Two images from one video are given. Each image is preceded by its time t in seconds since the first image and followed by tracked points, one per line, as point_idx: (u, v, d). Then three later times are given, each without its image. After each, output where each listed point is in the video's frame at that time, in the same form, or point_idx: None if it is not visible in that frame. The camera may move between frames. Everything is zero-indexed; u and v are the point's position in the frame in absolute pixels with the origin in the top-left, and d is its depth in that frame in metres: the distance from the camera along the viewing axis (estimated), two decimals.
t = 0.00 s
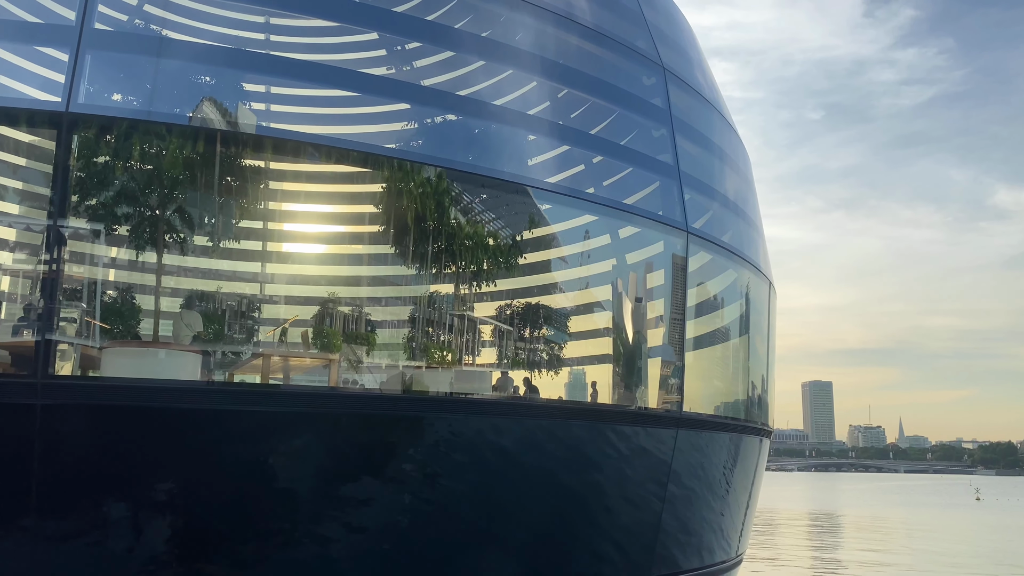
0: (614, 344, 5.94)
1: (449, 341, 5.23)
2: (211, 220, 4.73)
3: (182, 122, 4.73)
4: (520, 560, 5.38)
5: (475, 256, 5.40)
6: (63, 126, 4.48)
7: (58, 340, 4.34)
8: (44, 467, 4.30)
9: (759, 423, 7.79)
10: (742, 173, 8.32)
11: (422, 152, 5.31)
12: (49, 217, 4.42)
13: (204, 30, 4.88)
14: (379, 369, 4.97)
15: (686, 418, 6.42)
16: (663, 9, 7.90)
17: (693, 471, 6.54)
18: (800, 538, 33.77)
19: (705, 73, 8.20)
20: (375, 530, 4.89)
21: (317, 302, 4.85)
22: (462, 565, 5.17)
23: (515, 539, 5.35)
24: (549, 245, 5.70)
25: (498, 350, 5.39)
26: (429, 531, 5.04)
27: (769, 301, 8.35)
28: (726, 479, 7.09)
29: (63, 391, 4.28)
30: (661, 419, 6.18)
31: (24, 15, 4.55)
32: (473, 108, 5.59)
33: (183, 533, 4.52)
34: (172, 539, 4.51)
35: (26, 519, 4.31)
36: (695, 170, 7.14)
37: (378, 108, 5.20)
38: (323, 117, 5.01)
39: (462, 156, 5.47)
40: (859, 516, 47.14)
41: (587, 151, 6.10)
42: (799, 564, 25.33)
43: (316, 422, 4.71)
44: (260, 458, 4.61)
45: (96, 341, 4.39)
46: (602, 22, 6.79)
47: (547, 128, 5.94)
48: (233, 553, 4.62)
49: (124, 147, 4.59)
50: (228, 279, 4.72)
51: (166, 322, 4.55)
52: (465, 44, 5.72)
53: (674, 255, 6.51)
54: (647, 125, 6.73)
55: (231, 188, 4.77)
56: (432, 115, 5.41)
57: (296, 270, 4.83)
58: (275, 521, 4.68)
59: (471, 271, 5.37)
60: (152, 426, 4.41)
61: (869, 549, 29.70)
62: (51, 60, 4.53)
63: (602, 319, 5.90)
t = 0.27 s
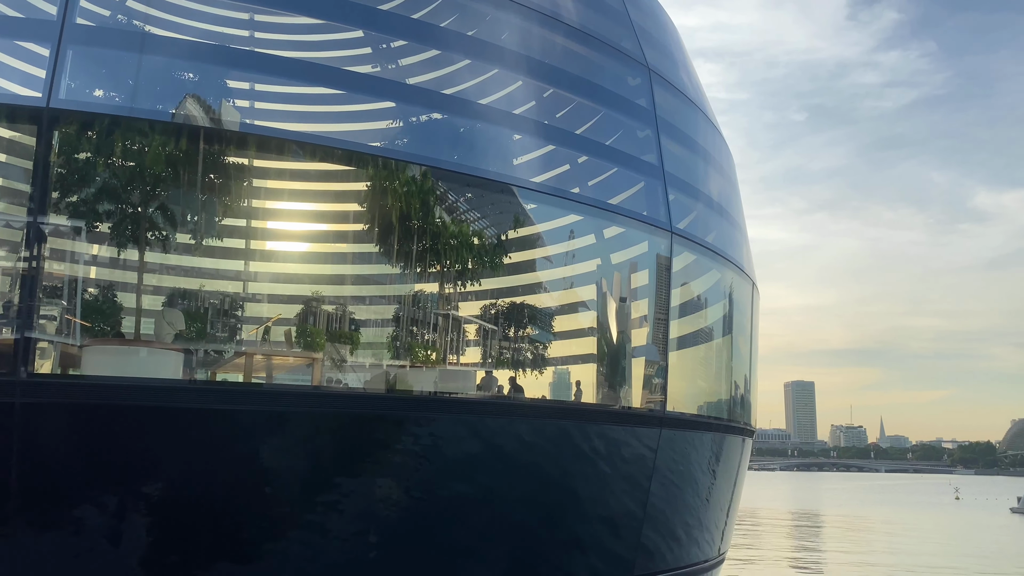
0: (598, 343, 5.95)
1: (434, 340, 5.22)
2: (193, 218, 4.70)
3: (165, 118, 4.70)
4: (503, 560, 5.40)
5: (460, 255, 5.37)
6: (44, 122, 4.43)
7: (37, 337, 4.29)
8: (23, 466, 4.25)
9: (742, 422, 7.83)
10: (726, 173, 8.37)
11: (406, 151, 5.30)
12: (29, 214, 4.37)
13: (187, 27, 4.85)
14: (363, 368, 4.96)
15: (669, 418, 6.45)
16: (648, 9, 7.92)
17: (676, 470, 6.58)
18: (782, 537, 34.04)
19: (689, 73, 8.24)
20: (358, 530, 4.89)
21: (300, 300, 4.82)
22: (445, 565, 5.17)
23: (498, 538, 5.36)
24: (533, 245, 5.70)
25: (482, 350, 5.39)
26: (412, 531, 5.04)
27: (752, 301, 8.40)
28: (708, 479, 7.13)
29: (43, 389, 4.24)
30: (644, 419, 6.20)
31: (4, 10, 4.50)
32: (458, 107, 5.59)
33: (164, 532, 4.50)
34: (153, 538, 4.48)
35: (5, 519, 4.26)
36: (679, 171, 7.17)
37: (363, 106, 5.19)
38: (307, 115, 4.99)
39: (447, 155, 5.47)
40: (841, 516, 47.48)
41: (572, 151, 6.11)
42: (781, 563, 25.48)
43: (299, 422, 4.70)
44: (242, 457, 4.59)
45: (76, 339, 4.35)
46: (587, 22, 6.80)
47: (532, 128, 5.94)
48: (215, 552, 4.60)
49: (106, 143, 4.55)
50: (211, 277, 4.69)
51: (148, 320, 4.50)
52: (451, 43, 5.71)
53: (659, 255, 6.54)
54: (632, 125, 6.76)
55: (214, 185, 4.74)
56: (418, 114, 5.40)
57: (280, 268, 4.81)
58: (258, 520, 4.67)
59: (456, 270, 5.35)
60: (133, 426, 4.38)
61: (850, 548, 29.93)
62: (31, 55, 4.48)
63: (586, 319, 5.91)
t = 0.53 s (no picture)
0: (584, 343, 5.96)
1: (421, 339, 5.21)
2: (178, 215, 4.67)
3: (150, 115, 4.67)
4: (489, 559, 5.41)
5: (447, 253, 5.37)
6: (26, 117, 4.38)
7: (20, 335, 4.25)
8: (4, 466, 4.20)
9: (727, 422, 7.87)
10: (712, 174, 8.40)
11: (394, 150, 5.29)
12: (12, 211, 4.32)
13: (173, 23, 4.82)
14: (349, 368, 4.94)
15: (655, 417, 6.47)
16: (636, 10, 7.95)
17: (662, 469, 6.60)
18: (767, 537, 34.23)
19: (676, 74, 8.27)
20: (344, 529, 4.88)
21: (286, 299, 4.81)
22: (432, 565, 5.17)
23: (484, 538, 5.37)
24: (520, 244, 5.71)
25: (469, 349, 5.39)
26: (398, 531, 5.04)
27: (738, 301, 8.44)
28: (694, 478, 7.16)
29: (25, 388, 4.19)
30: (630, 418, 6.22)
31: None
32: (445, 106, 5.59)
33: (148, 532, 4.47)
34: (137, 538, 4.45)
35: None
36: (666, 171, 7.20)
37: (350, 104, 5.17)
38: (294, 112, 4.97)
39: (434, 153, 5.46)
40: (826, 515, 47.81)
41: (559, 150, 6.12)
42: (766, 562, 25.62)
43: (285, 421, 4.69)
44: (227, 456, 4.57)
45: (59, 337, 4.31)
46: (575, 22, 6.81)
47: (519, 127, 5.95)
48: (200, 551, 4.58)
49: (90, 139, 4.52)
50: (196, 275, 4.65)
51: (132, 318, 4.47)
52: (439, 41, 5.70)
53: (645, 255, 6.56)
54: (619, 125, 6.78)
55: (200, 183, 4.72)
56: (405, 112, 5.40)
57: (265, 266, 4.79)
58: (243, 519, 4.65)
59: (443, 269, 5.34)
60: (117, 424, 4.35)
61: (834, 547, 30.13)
62: (14, 50, 4.43)
63: (573, 319, 5.92)
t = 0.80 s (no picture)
0: (571, 342, 5.98)
1: (407, 338, 5.20)
2: (163, 213, 4.64)
3: (135, 112, 4.63)
4: (474, 558, 5.41)
5: (434, 252, 5.36)
6: (9, 114, 4.34)
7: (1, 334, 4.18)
8: None
9: (712, 421, 7.91)
10: (698, 174, 8.44)
11: (380, 148, 5.28)
12: None
13: (158, 19, 4.78)
14: (334, 366, 4.93)
15: (641, 416, 6.49)
16: (623, 10, 7.97)
17: (647, 469, 6.63)
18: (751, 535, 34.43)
19: (663, 75, 8.30)
20: (329, 529, 4.87)
21: (271, 298, 4.80)
22: (417, 565, 5.17)
23: (470, 537, 5.37)
24: (507, 243, 5.71)
25: (456, 348, 5.39)
26: (384, 530, 5.04)
27: (723, 301, 8.48)
28: (679, 477, 7.20)
29: (8, 386, 4.14)
30: (616, 417, 6.24)
31: None
32: (433, 104, 5.58)
33: (132, 531, 4.44)
34: (121, 538, 4.42)
35: None
36: (653, 171, 7.23)
37: (337, 102, 5.16)
38: (280, 110, 4.95)
39: (421, 152, 5.45)
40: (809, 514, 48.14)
41: (546, 149, 6.13)
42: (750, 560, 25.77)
43: (270, 420, 4.67)
44: (212, 455, 4.55)
45: (42, 335, 4.26)
46: (562, 21, 6.82)
47: (506, 126, 5.95)
48: (185, 551, 4.56)
49: (74, 136, 4.49)
50: (181, 273, 4.64)
51: (115, 316, 4.44)
52: (426, 40, 5.69)
53: (632, 255, 6.58)
54: (606, 125, 6.79)
55: (185, 180, 4.69)
56: (392, 111, 5.39)
57: (251, 265, 4.77)
58: (228, 519, 4.63)
59: (429, 268, 5.34)
60: (100, 423, 4.32)
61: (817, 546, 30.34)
62: None
63: (559, 318, 5.93)
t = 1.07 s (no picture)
0: (554, 341, 5.99)
1: (390, 337, 5.19)
2: (144, 210, 4.60)
3: (116, 108, 4.59)
4: (457, 558, 5.42)
5: (418, 251, 5.35)
6: None
7: None
8: None
9: (695, 420, 7.95)
10: (682, 175, 8.48)
11: (364, 145, 5.27)
12: None
13: (139, 14, 4.74)
14: (317, 365, 4.91)
15: (624, 415, 6.51)
16: (608, 10, 7.99)
17: (630, 467, 6.65)
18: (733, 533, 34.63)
19: (647, 75, 8.33)
20: (311, 529, 4.86)
21: (254, 296, 4.77)
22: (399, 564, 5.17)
23: (453, 536, 5.37)
24: (491, 242, 5.71)
25: (440, 347, 5.38)
26: (366, 530, 5.03)
27: (706, 301, 8.52)
28: (661, 476, 7.23)
29: None
30: (599, 417, 6.26)
31: None
32: (417, 102, 5.57)
33: (113, 529, 4.42)
34: (101, 535, 4.41)
35: None
36: (637, 171, 7.25)
37: (321, 99, 5.14)
38: (263, 107, 4.92)
39: (405, 150, 5.44)
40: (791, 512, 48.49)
41: (531, 149, 6.13)
42: (732, 559, 25.92)
43: (251, 419, 4.64)
44: (194, 454, 4.53)
45: (20, 332, 4.20)
46: (547, 21, 6.83)
47: (491, 125, 5.95)
48: (165, 550, 4.53)
49: (54, 132, 4.44)
50: (162, 271, 4.60)
51: (96, 314, 4.40)
52: (411, 37, 5.68)
53: (616, 255, 6.60)
54: (590, 124, 6.81)
55: (166, 177, 4.66)
56: (376, 108, 5.37)
57: (233, 262, 4.74)
58: (209, 518, 4.61)
59: (413, 266, 5.32)
60: (80, 421, 4.29)
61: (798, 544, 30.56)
62: None
63: (543, 317, 5.94)
